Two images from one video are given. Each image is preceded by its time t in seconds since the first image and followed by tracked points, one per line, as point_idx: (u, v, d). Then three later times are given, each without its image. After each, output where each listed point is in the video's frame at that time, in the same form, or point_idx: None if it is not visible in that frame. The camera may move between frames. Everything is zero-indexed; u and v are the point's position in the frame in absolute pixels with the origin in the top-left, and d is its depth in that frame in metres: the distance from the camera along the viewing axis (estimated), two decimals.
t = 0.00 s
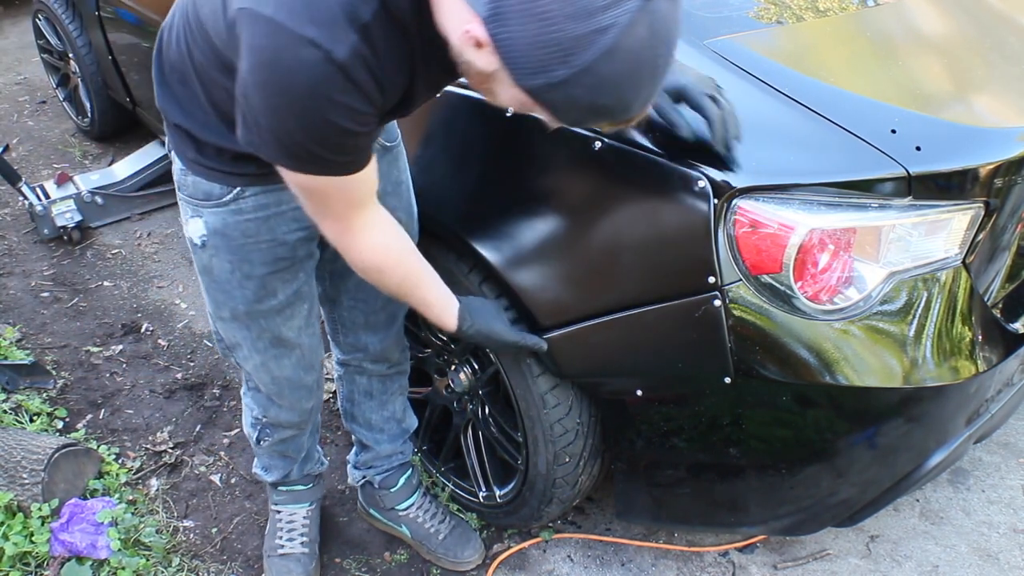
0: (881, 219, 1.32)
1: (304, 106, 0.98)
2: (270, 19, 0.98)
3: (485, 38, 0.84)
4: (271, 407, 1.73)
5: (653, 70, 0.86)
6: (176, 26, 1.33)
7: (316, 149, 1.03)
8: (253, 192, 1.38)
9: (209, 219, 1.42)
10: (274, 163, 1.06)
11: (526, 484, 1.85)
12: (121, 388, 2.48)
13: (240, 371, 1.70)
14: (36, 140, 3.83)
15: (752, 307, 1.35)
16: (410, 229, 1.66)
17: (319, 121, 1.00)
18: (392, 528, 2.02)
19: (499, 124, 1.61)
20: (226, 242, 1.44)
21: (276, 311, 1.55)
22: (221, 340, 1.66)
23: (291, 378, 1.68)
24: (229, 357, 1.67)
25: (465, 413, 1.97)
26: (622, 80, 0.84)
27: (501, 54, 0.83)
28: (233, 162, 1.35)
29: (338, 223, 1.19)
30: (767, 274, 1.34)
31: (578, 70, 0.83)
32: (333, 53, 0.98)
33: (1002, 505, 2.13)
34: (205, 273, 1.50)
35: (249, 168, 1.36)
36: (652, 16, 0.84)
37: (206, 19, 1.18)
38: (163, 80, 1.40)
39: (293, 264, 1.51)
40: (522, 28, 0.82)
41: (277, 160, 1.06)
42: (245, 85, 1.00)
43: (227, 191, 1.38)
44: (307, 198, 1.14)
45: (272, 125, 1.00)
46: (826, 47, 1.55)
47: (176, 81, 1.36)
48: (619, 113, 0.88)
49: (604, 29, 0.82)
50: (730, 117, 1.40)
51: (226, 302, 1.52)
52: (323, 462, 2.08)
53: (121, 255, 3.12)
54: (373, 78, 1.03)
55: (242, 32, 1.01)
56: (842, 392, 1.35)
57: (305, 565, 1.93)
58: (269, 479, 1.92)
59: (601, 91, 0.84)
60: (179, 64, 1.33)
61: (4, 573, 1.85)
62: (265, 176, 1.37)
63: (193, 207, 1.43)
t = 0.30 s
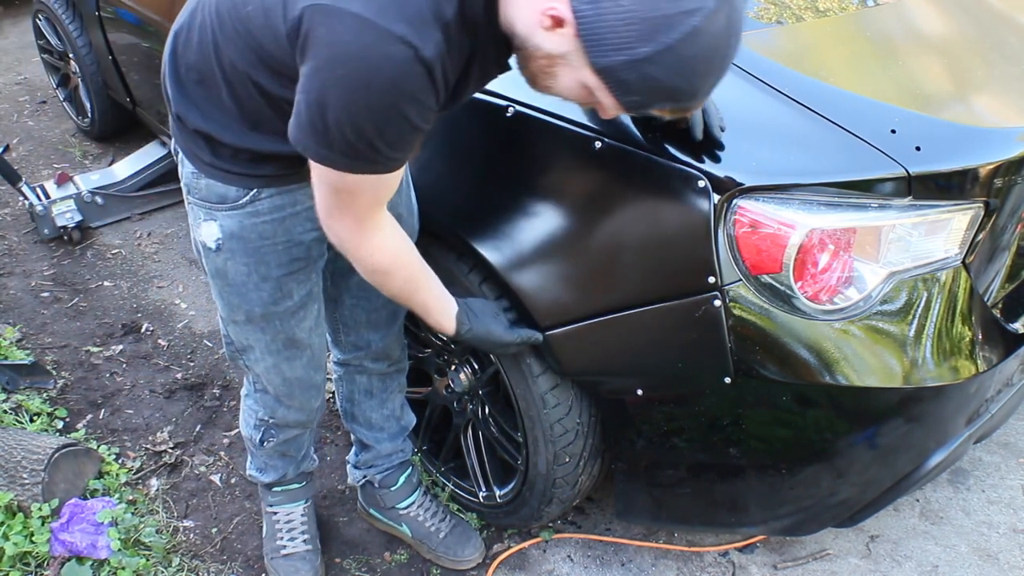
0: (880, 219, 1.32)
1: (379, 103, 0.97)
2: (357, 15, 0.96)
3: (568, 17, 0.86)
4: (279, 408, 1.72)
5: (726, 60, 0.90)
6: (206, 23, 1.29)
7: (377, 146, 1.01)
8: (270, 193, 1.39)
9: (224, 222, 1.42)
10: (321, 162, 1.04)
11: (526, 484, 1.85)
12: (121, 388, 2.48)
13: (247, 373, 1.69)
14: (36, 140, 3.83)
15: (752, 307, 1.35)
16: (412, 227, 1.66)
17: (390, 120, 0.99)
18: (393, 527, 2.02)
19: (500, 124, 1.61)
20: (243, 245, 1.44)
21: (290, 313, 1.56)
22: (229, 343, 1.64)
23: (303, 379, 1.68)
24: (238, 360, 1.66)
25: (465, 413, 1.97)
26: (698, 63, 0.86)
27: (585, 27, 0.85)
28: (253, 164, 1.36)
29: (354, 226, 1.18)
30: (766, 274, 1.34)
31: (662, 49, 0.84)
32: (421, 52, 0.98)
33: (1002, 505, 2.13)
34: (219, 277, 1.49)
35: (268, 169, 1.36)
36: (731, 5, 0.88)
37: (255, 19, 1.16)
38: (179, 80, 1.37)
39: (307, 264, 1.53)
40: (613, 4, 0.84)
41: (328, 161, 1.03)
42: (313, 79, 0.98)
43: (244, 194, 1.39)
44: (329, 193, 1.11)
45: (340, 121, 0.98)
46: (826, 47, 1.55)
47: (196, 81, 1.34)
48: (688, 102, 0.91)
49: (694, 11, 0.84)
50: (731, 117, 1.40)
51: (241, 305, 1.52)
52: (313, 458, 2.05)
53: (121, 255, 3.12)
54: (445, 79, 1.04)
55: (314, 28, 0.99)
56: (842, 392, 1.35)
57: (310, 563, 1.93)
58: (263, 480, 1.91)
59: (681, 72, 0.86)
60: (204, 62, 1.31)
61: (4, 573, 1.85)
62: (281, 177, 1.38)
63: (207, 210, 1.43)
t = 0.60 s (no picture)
0: (881, 219, 1.32)
1: (397, 99, 0.97)
2: (380, 12, 0.96)
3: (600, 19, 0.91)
4: (280, 405, 1.72)
5: (745, 62, 0.95)
6: (221, 19, 1.30)
7: (391, 146, 1.01)
8: (276, 190, 1.40)
9: (231, 217, 1.42)
10: (333, 161, 1.03)
11: (526, 484, 1.85)
12: (121, 388, 2.48)
13: (248, 368, 1.69)
14: (36, 140, 3.83)
15: (752, 307, 1.35)
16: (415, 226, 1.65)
17: (406, 117, 0.99)
18: (393, 527, 2.02)
19: (500, 123, 1.61)
20: (248, 241, 1.44)
21: (294, 310, 1.56)
22: (231, 338, 1.64)
23: (304, 376, 1.68)
24: (240, 355, 1.66)
25: (465, 413, 1.97)
26: (722, 65, 0.92)
27: (614, 31, 0.90)
28: (260, 160, 1.36)
29: (356, 230, 1.18)
30: (767, 274, 1.34)
31: (690, 50, 0.90)
32: (442, 51, 0.98)
33: (1002, 505, 2.13)
34: (224, 272, 1.49)
35: (275, 165, 1.37)
36: (754, 10, 0.93)
37: (277, 16, 1.17)
38: (188, 76, 1.36)
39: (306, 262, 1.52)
40: (642, 8, 0.89)
41: (338, 159, 1.02)
42: (330, 74, 0.97)
43: (250, 190, 1.39)
44: (336, 196, 1.11)
45: (356, 118, 0.98)
46: (826, 47, 1.55)
47: (207, 77, 1.34)
48: (708, 102, 0.96)
49: (721, 15, 0.90)
50: (731, 117, 1.40)
51: (246, 301, 1.52)
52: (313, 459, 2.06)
53: (121, 255, 3.12)
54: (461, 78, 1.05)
55: (337, 23, 0.99)
56: (842, 392, 1.35)
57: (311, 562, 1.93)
58: (263, 479, 1.91)
59: (707, 73, 0.92)
60: (217, 58, 1.31)
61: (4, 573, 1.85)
62: (289, 175, 1.39)
63: (213, 206, 1.43)
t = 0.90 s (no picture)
0: (881, 219, 1.32)
1: (388, 103, 0.97)
2: (371, 17, 0.96)
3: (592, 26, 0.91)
4: (279, 405, 1.72)
5: (738, 66, 0.94)
6: (217, 19, 1.30)
7: (384, 147, 1.01)
8: (272, 190, 1.39)
9: (228, 218, 1.42)
10: (326, 163, 1.03)
11: (526, 484, 1.85)
12: (121, 388, 2.48)
13: (247, 369, 1.69)
14: (36, 140, 3.83)
15: (752, 307, 1.35)
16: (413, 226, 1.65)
17: (397, 121, 0.99)
18: (393, 527, 2.02)
19: (500, 123, 1.61)
20: (246, 242, 1.44)
21: (292, 310, 1.56)
22: (229, 339, 1.65)
23: (302, 377, 1.68)
24: (238, 356, 1.66)
25: (465, 413, 1.97)
26: (716, 71, 0.92)
27: (608, 40, 0.90)
28: (258, 160, 1.36)
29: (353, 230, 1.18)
30: (767, 274, 1.34)
31: (685, 58, 0.90)
32: (432, 55, 0.98)
33: (1002, 505, 2.13)
34: (222, 273, 1.49)
35: (271, 166, 1.37)
36: (748, 16, 0.93)
37: (270, 18, 1.17)
38: (185, 76, 1.37)
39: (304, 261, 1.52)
40: (636, 17, 0.89)
41: (332, 162, 1.03)
42: (321, 78, 0.97)
43: (247, 191, 1.39)
44: (331, 199, 1.11)
45: (347, 121, 0.98)
46: (826, 47, 1.55)
47: (203, 77, 1.34)
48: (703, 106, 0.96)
49: (715, 23, 0.90)
50: (731, 118, 1.40)
51: (243, 301, 1.52)
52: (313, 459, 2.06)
53: (121, 255, 3.12)
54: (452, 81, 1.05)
55: (325, 27, 0.98)
56: (842, 392, 1.35)
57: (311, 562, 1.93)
58: (264, 479, 1.91)
59: (701, 79, 0.92)
60: (213, 58, 1.31)
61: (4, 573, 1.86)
62: (286, 174, 1.39)
63: (210, 206, 1.43)
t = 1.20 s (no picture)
0: (881, 219, 1.32)
1: (363, 99, 0.97)
2: (343, 14, 0.96)
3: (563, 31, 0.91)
4: (275, 405, 1.72)
5: (713, 68, 0.93)
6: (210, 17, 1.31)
7: (362, 143, 1.02)
8: (267, 187, 1.39)
9: (222, 214, 1.43)
10: (308, 157, 1.04)
11: (526, 484, 1.85)
12: (121, 388, 2.48)
13: (245, 368, 1.69)
14: (36, 140, 3.83)
15: (753, 307, 1.35)
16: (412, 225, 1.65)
17: (373, 116, 0.99)
18: (393, 527, 2.02)
19: (499, 123, 1.61)
20: (239, 238, 1.44)
21: (285, 308, 1.56)
22: (226, 338, 1.65)
23: (298, 375, 1.68)
24: (235, 355, 1.66)
25: (465, 413, 1.97)
26: (689, 77, 0.91)
27: (578, 44, 0.90)
28: (252, 157, 1.36)
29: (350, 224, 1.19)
30: (767, 274, 1.34)
31: (654, 63, 0.90)
32: (403, 53, 0.98)
33: (1002, 505, 2.13)
34: (216, 269, 1.49)
35: (265, 163, 1.37)
36: (723, 20, 0.91)
37: (254, 14, 1.18)
38: (182, 75, 1.38)
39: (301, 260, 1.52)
40: (605, 21, 0.89)
41: (313, 157, 1.04)
42: (297, 75, 0.98)
43: (242, 186, 1.39)
44: (322, 195, 1.13)
45: (323, 117, 0.99)
46: (826, 47, 1.55)
47: (198, 73, 1.35)
48: (679, 109, 0.95)
49: (685, 28, 0.89)
50: (731, 118, 1.40)
51: (237, 299, 1.52)
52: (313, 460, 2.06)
53: (121, 255, 3.12)
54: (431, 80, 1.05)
55: (299, 24, 0.99)
56: (842, 392, 1.35)
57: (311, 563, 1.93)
58: (263, 480, 1.91)
59: (672, 85, 0.91)
60: (207, 54, 1.32)
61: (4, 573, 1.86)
62: (280, 172, 1.38)
63: (205, 202, 1.44)
